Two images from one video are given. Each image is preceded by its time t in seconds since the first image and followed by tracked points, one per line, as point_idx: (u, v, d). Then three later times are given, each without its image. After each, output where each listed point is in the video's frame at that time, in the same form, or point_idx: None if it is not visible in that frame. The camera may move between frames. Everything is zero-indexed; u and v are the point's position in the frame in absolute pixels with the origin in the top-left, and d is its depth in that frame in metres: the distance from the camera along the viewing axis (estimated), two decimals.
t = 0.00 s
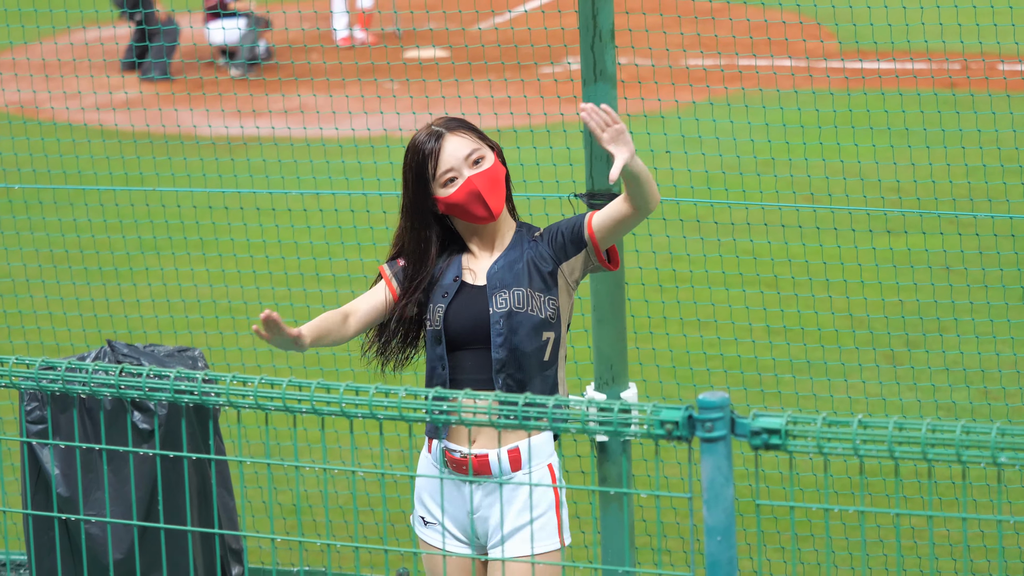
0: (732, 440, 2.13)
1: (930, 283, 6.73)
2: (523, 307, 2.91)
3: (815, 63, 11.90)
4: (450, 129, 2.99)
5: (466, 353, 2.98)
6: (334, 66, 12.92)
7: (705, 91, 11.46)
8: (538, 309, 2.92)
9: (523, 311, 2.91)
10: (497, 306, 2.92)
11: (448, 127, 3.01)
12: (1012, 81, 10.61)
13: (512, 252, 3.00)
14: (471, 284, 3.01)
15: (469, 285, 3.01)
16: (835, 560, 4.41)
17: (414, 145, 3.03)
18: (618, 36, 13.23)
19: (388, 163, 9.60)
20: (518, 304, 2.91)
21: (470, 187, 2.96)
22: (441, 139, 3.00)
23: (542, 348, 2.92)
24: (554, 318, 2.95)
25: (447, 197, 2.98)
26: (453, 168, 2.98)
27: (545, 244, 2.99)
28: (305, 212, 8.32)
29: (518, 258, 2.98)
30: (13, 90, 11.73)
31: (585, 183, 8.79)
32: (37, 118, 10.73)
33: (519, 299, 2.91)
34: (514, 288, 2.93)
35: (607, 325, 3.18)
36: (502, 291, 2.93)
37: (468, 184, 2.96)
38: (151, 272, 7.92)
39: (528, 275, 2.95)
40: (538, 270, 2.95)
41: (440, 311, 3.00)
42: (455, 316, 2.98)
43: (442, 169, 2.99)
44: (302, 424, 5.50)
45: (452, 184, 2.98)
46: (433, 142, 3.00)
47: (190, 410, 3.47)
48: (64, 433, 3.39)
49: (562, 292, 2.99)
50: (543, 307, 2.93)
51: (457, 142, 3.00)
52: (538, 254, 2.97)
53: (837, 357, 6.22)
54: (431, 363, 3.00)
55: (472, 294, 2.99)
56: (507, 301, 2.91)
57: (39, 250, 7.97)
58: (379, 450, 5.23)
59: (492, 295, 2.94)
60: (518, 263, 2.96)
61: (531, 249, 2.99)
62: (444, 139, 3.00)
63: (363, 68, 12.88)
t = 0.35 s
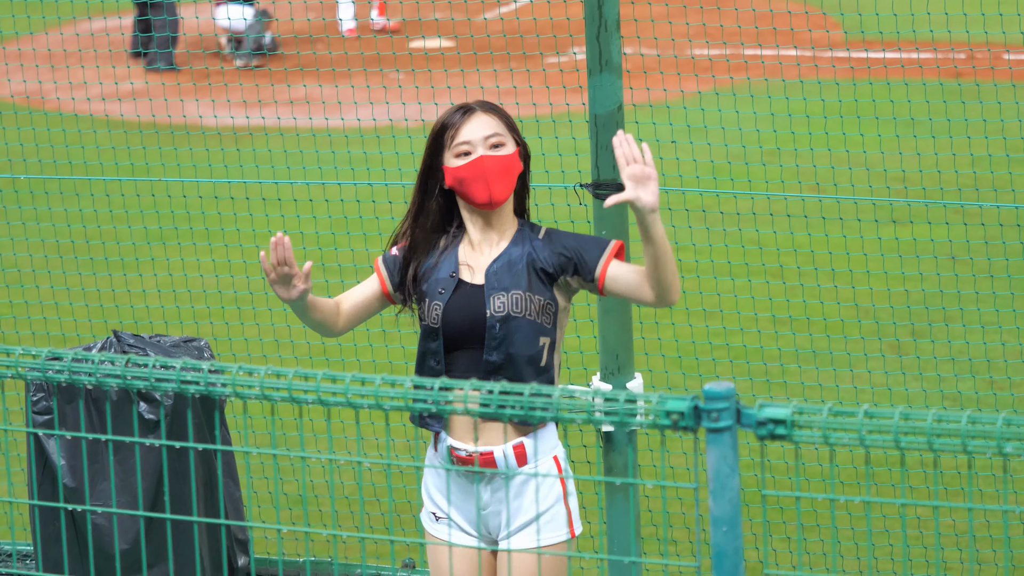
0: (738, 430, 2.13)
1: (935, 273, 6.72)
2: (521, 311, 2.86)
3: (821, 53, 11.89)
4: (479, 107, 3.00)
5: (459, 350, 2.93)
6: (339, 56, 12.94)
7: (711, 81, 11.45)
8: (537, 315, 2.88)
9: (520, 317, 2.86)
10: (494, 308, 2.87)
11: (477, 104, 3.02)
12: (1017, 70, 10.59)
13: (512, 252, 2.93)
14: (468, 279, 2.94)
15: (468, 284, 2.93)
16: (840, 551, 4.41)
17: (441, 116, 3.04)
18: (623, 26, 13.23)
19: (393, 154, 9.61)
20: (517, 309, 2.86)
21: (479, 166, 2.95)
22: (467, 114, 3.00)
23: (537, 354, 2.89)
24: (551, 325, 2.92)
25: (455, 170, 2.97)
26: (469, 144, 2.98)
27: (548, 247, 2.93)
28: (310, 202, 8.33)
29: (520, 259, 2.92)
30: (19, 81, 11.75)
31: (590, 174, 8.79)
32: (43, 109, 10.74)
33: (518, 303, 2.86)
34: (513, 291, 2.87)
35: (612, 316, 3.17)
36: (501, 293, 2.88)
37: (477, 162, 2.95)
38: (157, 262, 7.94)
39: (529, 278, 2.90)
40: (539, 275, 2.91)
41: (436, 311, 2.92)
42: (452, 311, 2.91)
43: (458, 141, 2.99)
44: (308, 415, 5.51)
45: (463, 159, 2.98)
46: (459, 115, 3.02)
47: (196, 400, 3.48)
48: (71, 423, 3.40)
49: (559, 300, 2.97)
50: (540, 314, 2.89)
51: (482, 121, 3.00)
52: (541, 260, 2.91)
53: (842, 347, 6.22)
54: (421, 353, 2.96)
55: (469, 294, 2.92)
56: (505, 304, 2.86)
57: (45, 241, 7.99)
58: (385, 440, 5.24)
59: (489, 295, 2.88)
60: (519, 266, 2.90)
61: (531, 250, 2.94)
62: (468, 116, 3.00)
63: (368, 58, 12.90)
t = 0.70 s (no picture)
0: (740, 427, 2.12)
1: (937, 271, 6.72)
2: (540, 269, 2.90)
3: (824, 50, 11.88)
4: (487, 71, 3.03)
5: (480, 316, 2.95)
6: (341, 53, 12.94)
7: (713, 78, 11.44)
8: (552, 271, 2.95)
9: (539, 273, 2.91)
10: (514, 271, 2.90)
11: (485, 69, 3.05)
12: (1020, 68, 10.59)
13: (520, 211, 2.98)
14: (480, 244, 2.96)
15: (481, 247, 2.96)
16: (842, 548, 4.41)
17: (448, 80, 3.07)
18: (625, 23, 13.22)
19: (395, 150, 9.62)
20: (536, 267, 2.91)
21: (488, 125, 2.98)
22: (474, 79, 3.04)
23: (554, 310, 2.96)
24: (560, 281, 2.98)
25: (463, 129, 2.99)
26: (478, 105, 3.01)
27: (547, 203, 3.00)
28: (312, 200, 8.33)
29: (528, 218, 2.96)
30: (21, 78, 11.75)
31: (592, 171, 8.79)
32: (45, 106, 10.74)
33: (535, 261, 2.90)
34: (529, 249, 2.91)
35: (614, 312, 3.16)
36: (517, 253, 2.91)
37: (485, 123, 2.97)
38: (159, 259, 7.94)
39: (540, 237, 2.95)
40: (546, 233, 2.96)
41: (453, 265, 2.93)
42: (471, 273, 2.93)
43: (466, 103, 3.01)
44: (310, 412, 5.51)
45: (472, 119, 3.00)
46: (466, 78, 3.05)
47: (198, 398, 3.49)
48: (72, 421, 3.40)
49: (563, 256, 3.03)
50: (554, 270, 2.96)
51: (489, 84, 3.03)
52: (549, 218, 2.97)
53: (844, 344, 6.21)
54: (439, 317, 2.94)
55: (483, 257, 2.95)
56: (524, 263, 2.90)
57: (47, 238, 7.99)
58: (387, 437, 5.25)
59: (507, 257, 2.91)
60: (530, 226, 2.95)
61: (537, 211, 2.98)
62: (476, 79, 3.04)
63: (370, 55, 12.90)
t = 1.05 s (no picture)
0: (735, 427, 2.12)
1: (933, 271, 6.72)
2: (545, 322, 2.87)
3: (819, 50, 11.92)
4: (486, 106, 2.99)
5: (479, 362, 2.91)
6: (337, 53, 12.97)
7: (709, 78, 11.47)
8: (557, 321, 2.90)
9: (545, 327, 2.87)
10: (520, 320, 2.85)
11: (485, 104, 3.01)
12: (1015, 68, 10.63)
13: (525, 257, 2.93)
14: (483, 288, 2.90)
15: (482, 294, 2.90)
16: (838, 547, 4.41)
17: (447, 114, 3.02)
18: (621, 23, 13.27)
19: (392, 150, 9.62)
20: (542, 319, 2.87)
21: (489, 164, 2.94)
22: (473, 113, 2.99)
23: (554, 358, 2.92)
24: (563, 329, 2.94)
25: (463, 167, 2.95)
26: (478, 142, 2.96)
27: (555, 253, 2.95)
28: (308, 199, 8.33)
29: (535, 267, 2.92)
30: (18, 77, 11.75)
31: (588, 171, 8.80)
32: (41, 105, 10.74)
33: (541, 313, 2.86)
34: (534, 300, 2.87)
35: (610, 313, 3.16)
36: (524, 303, 2.86)
37: (486, 162, 2.93)
38: (155, 258, 7.93)
39: (547, 288, 2.90)
40: (553, 285, 2.91)
41: (452, 313, 2.88)
42: (471, 320, 2.88)
43: (466, 139, 2.97)
44: (305, 412, 5.51)
45: (472, 156, 2.96)
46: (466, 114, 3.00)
47: (193, 397, 3.49)
48: (68, 420, 3.40)
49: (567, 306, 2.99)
50: (558, 321, 2.91)
51: (489, 120, 2.98)
52: (557, 271, 2.92)
53: (840, 344, 6.22)
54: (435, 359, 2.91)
55: (486, 303, 2.89)
56: (529, 314, 2.85)
57: (43, 237, 7.98)
58: (382, 438, 5.25)
59: (513, 305, 2.86)
60: (536, 276, 2.90)
61: (545, 260, 2.93)
62: (476, 114, 2.99)
63: (366, 55, 12.92)
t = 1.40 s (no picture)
0: (732, 427, 2.12)
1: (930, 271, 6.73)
2: (540, 284, 2.88)
3: (816, 50, 11.95)
4: (483, 94, 2.98)
5: (480, 332, 2.92)
6: (334, 52, 12.98)
7: (706, 77, 11.49)
8: (553, 288, 2.92)
9: (538, 289, 2.87)
10: (515, 284, 2.87)
11: (483, 91, 3.00)
12: (1012, 68, 10.65)
13: (520, 229, 2.96)
14: (481, 262, 2.94)
15: (481, 266, 2.93)
16: (835, 547, 4.42)
17: (444, 102, 3.01)
18: (619, 23, 13.28)
19: (389, 150, 9.63)
20: (536, 283, 2.88)
21: (486, 155, 2.94)
22: (471, 101, 2.98)
23: (555, 326, 2.92)
24: (562, 299, 2.95)
25: (462, 159, 2.96)
26: (475, 132, 2.96)
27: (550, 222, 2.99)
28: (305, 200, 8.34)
29: (528, 236, 2.94)
30: (14, 77, 11.73)
31: (585, 170, 8.81)
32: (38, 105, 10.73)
33: (535, 275, 2.88)
34: (528, 265, 2.89)
35: (607, 312, 3.16)
36: (517, 268, 2.89)
37: (483, 152, 2.93)
38: (152, 258, 7.93)
39: (540, 253, 2.93)
40: (547, 249, 2.93)
41: (457, 281, 2.89)
42: (470, 290, 2.90)
43: (464, 129, 2.97)
44: (303, 411, 5.52)
45: (470, 146, 2.97)
46: (463, 102, 2.99)
47: (190, 397, 3.49)
48: (65, 420, 3.40)
49: (564, 271, 2.99)
50: (554, 285, 2.92)
51: (487, 108, 2.98)
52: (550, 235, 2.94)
53: (837, 344, 6.23)
54: (438, 332, 2.92)
55: (484, 274, 2.92)
56: (523, 278, 2.87)
57: (39, 237, 7.98)
58: (380, 437, 5.26)
59: (507, 273, 2.88)
60: (529, 243, 2.93)
61: (538, 227, 2.97)
62: (474, 103, 2.98)
63: (363, 54, 12.94)
